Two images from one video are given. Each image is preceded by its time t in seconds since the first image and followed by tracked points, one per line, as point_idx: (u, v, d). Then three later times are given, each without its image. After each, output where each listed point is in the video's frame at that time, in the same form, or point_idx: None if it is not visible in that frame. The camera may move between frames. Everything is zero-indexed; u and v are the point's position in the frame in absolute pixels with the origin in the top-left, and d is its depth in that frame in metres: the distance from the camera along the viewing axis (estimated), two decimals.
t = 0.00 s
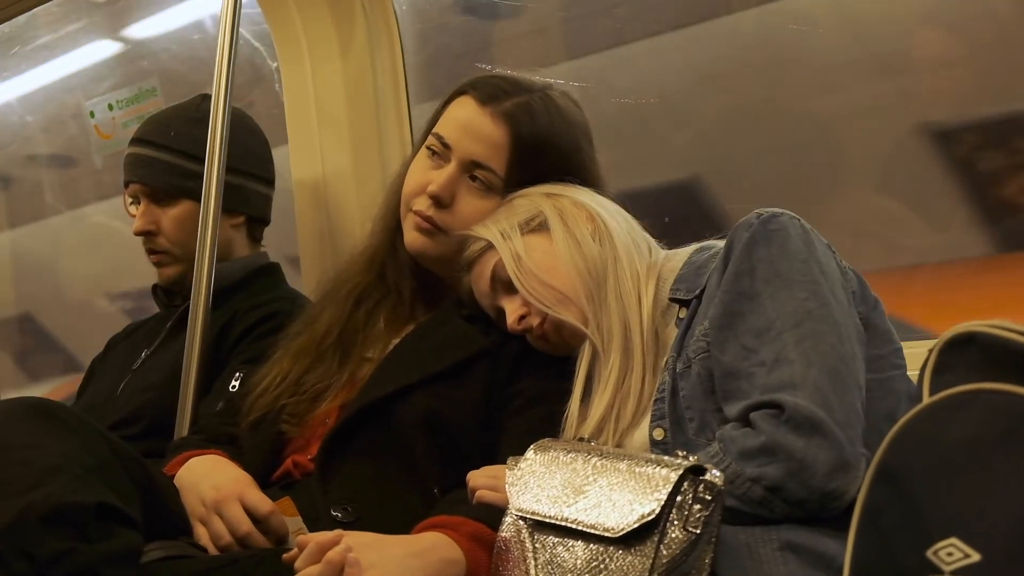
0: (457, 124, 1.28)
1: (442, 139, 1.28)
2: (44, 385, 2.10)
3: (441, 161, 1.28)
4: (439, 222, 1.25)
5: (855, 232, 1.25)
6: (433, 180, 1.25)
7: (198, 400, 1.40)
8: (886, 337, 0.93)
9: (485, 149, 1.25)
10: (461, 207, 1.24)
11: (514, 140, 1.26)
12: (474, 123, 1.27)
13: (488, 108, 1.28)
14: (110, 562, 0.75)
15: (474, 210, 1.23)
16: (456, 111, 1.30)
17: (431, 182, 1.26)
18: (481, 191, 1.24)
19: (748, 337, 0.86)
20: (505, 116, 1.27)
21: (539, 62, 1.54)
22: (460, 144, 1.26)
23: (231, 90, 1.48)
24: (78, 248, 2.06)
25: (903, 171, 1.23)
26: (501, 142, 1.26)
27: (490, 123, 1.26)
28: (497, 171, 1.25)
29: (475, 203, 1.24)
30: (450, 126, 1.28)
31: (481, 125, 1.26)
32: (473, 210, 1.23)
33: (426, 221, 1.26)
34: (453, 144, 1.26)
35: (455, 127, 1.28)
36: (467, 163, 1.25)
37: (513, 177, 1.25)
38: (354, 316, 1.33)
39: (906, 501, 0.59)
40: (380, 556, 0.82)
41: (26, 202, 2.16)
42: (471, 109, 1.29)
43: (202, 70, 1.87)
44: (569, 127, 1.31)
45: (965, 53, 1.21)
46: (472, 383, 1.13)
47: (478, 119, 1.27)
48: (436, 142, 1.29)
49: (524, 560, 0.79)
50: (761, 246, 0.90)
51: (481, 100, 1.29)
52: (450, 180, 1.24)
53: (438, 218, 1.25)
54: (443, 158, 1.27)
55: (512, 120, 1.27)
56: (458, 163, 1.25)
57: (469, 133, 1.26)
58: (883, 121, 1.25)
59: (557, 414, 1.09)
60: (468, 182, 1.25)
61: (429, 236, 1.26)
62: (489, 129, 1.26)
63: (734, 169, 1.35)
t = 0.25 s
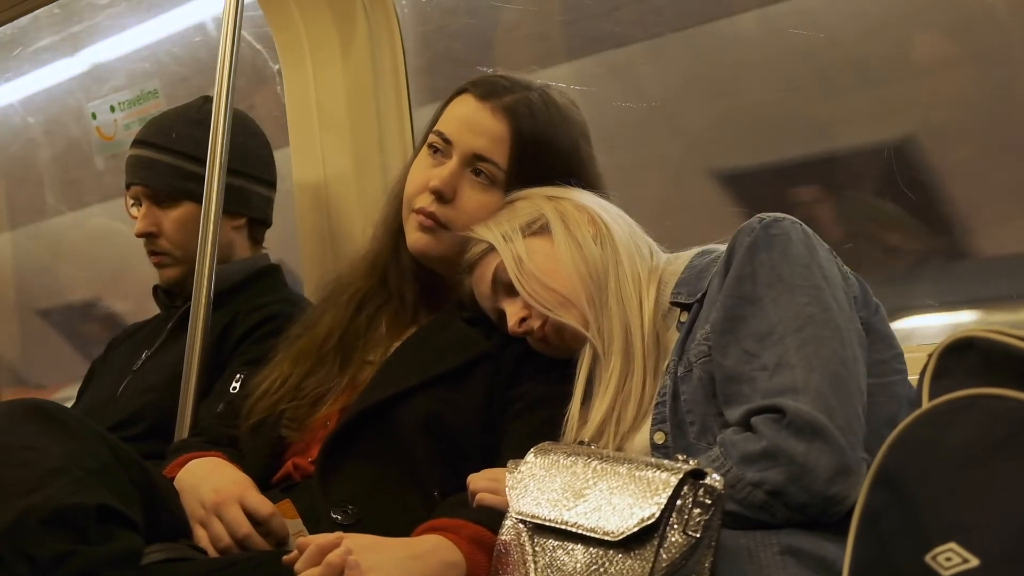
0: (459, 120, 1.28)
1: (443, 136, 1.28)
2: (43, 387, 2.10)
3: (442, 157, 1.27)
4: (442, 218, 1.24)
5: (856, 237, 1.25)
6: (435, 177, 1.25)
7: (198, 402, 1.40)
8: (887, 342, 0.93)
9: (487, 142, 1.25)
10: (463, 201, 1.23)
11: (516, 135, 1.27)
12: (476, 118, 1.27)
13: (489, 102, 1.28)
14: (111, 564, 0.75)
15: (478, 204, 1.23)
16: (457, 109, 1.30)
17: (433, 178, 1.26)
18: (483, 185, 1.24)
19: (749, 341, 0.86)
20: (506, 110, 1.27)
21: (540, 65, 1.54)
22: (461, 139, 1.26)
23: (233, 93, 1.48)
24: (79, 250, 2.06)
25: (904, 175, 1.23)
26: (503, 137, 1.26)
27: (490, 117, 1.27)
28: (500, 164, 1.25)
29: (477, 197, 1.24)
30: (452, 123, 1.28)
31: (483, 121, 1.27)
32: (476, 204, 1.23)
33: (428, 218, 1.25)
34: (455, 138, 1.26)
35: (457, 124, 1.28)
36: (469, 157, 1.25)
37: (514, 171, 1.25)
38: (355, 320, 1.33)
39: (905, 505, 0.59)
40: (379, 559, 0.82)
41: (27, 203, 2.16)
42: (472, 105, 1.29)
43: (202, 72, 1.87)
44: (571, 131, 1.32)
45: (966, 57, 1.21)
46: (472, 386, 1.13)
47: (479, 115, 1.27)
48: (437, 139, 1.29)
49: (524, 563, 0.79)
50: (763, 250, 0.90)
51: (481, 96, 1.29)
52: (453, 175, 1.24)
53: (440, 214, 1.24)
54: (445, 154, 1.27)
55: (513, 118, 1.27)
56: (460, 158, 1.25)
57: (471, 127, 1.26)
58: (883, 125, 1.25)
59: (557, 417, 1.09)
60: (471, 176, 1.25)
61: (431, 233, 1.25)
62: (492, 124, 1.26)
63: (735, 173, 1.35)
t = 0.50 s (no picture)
0: (461, 119, 1.28)
1: (445, 134, 1.27)
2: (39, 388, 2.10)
3: (444, 155, 1.27)
4: (443, 216, 1.24)
5: (855, 240, 1.25)
6: (436, 174, 1.25)
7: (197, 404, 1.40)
8: (885, 346, 0.93)
9: (489, 139, 1.25)
10: (464, 199, 1.23)
11: (517, 133, 1.27)
12: (479, 117, 1.27)
13: (491, 101, 1.29)
14: (110, 566, 0.75)
15: (479, 200, 1.23)
16: (459, 108, 1.30)
17: (434, 176, 1.25)
18: (483, 183, 1.24)
19: (748, 345, 0.86)
20: (508, 109, 1.28)
21: (539, 66, 1.54)
22: (463, 136, 1.26)
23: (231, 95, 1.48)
24: (77, 251, 2.06)
25: (903, 179, 1.24)
26: (506, 133, 1.26)
27: (492, 115, 1.27)
28: (502, 161, 1.25)
29: (477, 195, 1.23)
30: (455, 121, 1.28)
31: (485, 119, 1.27)
32: (477, 201, 1.23)
33: (430, 217, 1.25)
34: (457, 136, 1.26)
35: (460, 122, 1.27)
36: (470, 154, 1.25)
37: (515, 170, 1.25)
38: (354, 322, 1.33)
39: (902, 508, 0.59)
40: (378, 561, 0.82)
41: (25, 205, 2.16)
42: (474, 105, 1.29)
43: (201, 73, 1.87)
44: (570, 135, 1.32)
45: (964, 60, 1.21)
46: (471, 388, 1.13)
47: (482, 113, 1.27)
48: (439, 137, 1.28)
49: (521, 565, 0.79)
50: (762, 254, 0.90)
51: (484, 95, 1.30)
52: (454, 172, 1.24)
53: (441, 212, 1.23)
54: (446, 153, 1.27)
55: (514, 120, 1.27)
56: (461, 155, 1.25)
57: (474, 125, 1.26)
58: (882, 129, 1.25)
59: (555, 420, 1.09)
60: (471, 174, 1.24)
61: (432, 232, 1.25)
62: (494, 121, 1.27)
63: (734, 176, 1.35)
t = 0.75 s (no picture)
0: (464, 123, 1.28)
1: (447, 137, 1.28)
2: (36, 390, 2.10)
3: (444, 158, 1.27)
4: (439, 219, 1.24)
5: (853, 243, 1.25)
6: (435, 178, 1.25)
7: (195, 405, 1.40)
8: (883, 348, 0.93)
9: (489, 145, 1.25)
10: (461, 203, 1.23)
11: (518, 138, 1.26)
12: (482, 122, 1.27)
13: (495, 106, 1.29)
14: (107, 567, 0.75)
15: (475, 206, 1.23)
16: (463, 111, 1.30)
17: (432, 179, 1.26)
18: (482, 188, 1.24)
19: (746, 347, 0.86)
20: (511, 114, 1.28)
21: (538, 68, 1.54)
22: (466, 141, 1.26)
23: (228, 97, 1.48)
24: (75, 253, 2.05)
25: (901, 181, 1.24)
26: (508, 140, 1.26)
27: (496, 121, 1.27)
28: (501, 167, 1.25)
29: (474, 199, 1.23)
30: (458, 124, 1.28)
31: (487, 124, 1.27)
32: (473, 205, 1.23)
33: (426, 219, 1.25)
34: (458, 140, 1.27)
35: (462, 126, 1.28)
36: (470, 159, 1.25)
37: (516, 176, 1.25)
38: (352, 323, 1.33)
39: (900, 510, 0.59)
40: (376, 563, 0.82)
41: (23, 206, 2.16)
42: (479, 109, 1.29)
43: (200, 75, 1.87)
44: (573, 138, 1.32)
45: (963, 63, 1.21)
46: (469, 390, 1.13)
47: (485, 118, 1.28)
48: (441, 140, 1.29)
49: (519, 567, 0.79)
50: (760, 256, 0.90)
51: (488, 99, 1.30)
52: (454, 176, 1.24)
53: (438, 215, 1.24)
54: (446, 156, 1.27)
55: (517, 123, 1.27)
56: (462, 159, 1.25)
57: (476, 130, 1.27)
58: (880, 132, 1.25)
59: (553, 422, 1.09)
60: (471, 179, 1.24)
61: (427, 233, 1.25)
62: (496, 127, 1.27)
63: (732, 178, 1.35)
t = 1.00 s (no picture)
0: (461, 125, 1.28)
1: (445, 138, 1.28)
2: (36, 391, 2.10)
3: (442, 160, 1.27)
4: (437, 220, 1.24)
5: (853, 244, 1.25)
6: (433, 179, 1.25)
7: (193, 406, 1.40)
8: (882, 349, 0.93)
9: (488, 146, 1.25)
10: (459, 204, 1.23)
11: (516, 139, 1.27)
12: (480, 123, 1.27)
13: (493, 107, 1.29)
14: (106, 568, 0.76)
15: (475, 207, 1.23)
16: (461, 113, 1.30)
17: (430, 180, 1.26)
18: (481, 189, 1.24)
19: (745, 347, 0.86)
20: (510, 115, 1.28)
21: (536, 69, 1.54)
22: (464, 142, 1.26)
23: (227, 98, 1.48)
24: (74, 254, 2.05)
25: (900, 181, 1.24)
26: (505, 141, 1.26)
27: (494, 122, 1.27)
28: (500, 168, 1.25)
29: (472, 200, 1.23)
30: (456, 125, 1.28)
31: (485, 125, 1.27)
32: (472, 207, 1.23)
33: (425, 221, 1.25)
34: (456, 141, 1.27)
35: (460, 128, 1.28)
36: (468, 160, 1.25)
37: (514, 176, 1.25)
38: (351, 324, 1.33)
39: (898, 510, 0.59)
40: (375, 564, 0.82)
41: (21, 207, 2.16)
42: (476, 110, 1.29)
43: (198, 76, 1.87)
44: (572, 139, 1.32)
45: (961, 64, 1.21)
46: (468, 391, 1.13)
47: (483, 119, 1.28)
48: (438, 141, 1.28)
49: (518, 568, 0.79)
50: (759, 257, 0.90)
51: (486, 101, 1.30)
52: (452, 177, 1.24)
53: (437, 217, 1.24)
54: (444, 157, 1.27)
55: (515, 124, 1.27)
56: (460, 161, 1.25)
57: (474, 131, 1.27)
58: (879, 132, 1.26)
59: (552, 422, 1.09)
60: (469, 180, 1.24)
61: (425, 235, 1.25)
62: (494, 128, 1.27)
63: (732, 179, 1.35)
